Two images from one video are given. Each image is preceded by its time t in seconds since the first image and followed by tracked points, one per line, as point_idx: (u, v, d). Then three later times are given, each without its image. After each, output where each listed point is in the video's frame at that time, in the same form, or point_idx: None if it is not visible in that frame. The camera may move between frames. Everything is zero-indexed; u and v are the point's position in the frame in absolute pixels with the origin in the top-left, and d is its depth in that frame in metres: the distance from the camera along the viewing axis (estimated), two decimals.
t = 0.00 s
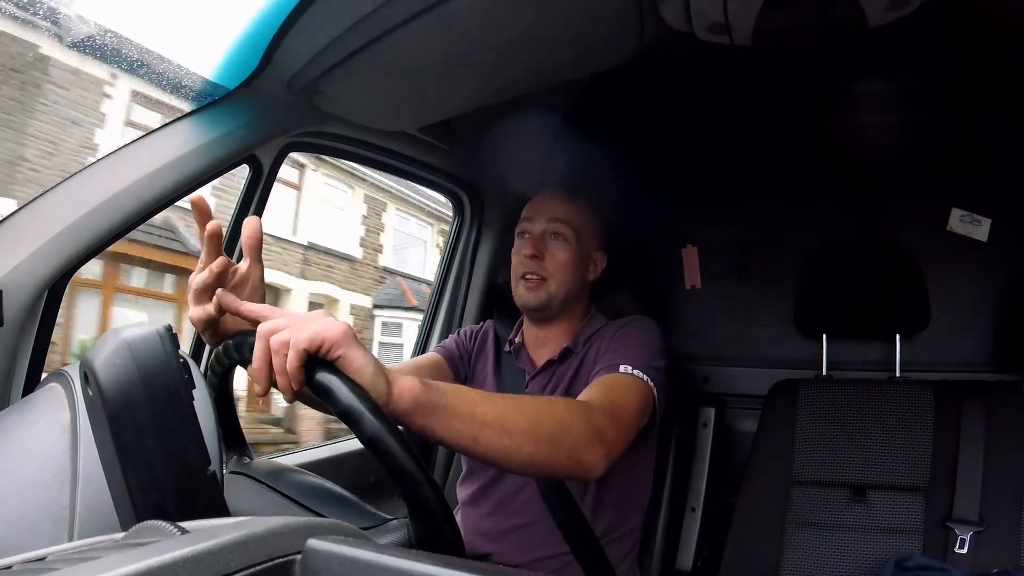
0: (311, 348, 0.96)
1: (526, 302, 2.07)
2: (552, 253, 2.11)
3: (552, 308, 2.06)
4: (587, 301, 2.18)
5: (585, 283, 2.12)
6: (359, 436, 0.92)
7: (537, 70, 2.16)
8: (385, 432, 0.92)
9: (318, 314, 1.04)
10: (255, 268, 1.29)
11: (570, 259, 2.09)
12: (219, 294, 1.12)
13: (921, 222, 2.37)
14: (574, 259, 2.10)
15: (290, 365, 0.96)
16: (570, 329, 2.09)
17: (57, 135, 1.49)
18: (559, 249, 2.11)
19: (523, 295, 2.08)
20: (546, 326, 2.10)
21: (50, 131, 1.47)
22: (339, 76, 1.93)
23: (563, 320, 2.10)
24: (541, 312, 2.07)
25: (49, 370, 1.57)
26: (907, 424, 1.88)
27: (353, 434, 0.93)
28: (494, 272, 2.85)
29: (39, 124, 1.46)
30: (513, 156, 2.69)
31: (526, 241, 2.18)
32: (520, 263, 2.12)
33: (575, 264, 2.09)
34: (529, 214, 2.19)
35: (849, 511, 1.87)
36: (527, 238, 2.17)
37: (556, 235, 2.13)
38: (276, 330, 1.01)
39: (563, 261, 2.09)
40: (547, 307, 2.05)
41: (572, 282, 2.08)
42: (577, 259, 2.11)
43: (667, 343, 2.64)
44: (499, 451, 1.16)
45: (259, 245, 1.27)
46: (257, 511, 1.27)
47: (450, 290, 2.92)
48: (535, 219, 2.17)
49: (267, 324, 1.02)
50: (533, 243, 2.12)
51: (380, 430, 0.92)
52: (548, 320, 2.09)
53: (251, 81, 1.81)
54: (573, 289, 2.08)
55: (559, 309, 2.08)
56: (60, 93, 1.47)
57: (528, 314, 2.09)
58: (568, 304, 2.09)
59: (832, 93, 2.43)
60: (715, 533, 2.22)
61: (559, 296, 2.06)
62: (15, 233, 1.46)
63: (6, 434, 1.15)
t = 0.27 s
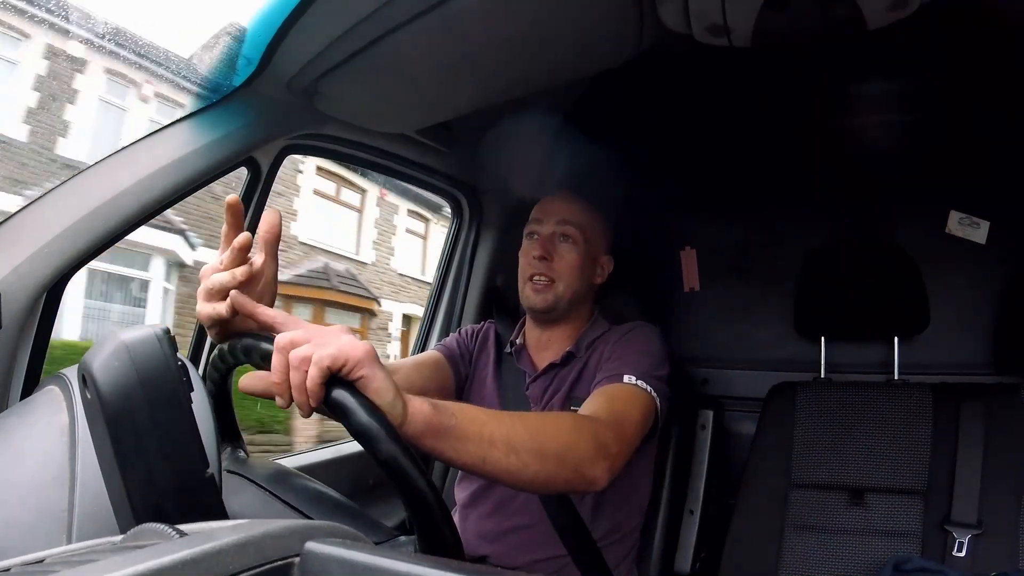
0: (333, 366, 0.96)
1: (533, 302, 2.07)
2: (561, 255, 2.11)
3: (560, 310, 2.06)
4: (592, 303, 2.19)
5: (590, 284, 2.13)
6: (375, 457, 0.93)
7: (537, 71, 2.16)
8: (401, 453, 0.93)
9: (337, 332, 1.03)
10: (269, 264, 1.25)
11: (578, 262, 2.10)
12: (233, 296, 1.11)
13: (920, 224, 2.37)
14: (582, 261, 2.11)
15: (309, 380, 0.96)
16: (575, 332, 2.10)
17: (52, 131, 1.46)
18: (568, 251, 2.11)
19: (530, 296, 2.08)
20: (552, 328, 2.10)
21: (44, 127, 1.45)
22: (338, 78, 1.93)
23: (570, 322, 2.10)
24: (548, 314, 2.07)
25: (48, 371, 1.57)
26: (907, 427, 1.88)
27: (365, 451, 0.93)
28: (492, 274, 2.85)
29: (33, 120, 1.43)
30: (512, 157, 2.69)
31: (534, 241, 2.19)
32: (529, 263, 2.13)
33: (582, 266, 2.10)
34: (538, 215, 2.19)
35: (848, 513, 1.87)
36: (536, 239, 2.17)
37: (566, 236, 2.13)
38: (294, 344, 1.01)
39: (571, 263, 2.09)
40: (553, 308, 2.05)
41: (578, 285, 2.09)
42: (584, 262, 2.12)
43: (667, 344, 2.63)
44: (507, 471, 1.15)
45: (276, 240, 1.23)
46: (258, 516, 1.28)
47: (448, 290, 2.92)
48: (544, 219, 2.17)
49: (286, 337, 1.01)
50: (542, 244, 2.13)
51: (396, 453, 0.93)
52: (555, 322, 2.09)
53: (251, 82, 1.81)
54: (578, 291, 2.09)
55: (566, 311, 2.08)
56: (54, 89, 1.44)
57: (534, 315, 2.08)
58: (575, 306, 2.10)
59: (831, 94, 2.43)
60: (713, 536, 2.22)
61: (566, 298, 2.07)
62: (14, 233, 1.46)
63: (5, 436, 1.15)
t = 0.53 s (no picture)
0: (331, 363, 0.96)
1: (532, 303, 2.07)
2: (561, 257, 2.10)
3: (559, 312, 2.07)
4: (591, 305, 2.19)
5: (590, 286, 2.14)
6: (371, 456, 0.93)
7: (535, 74, 2.16)
8: (396, 452, 0.93)
9: (336, 331, 1.03)
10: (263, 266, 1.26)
11: (578, 264, 2.10)
12: (243, 285, 1.19)
13: (918, 226, 2.38)
14: (582, 264, 2.11)
15: (305, 376, 0.96)
16: (572, 335, 2.09)
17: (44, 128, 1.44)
18: (569, 253, 2.11)
19: (530, 298, 2.08)
20: (551, 330, 2.10)
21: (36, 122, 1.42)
22: (335, 80, 1.93)
23: (569, 324, 2.10)
24: (548, 316, 2.07)
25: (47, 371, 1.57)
26: (905, 429, 1.89)
27: (362, 451, 0.94)
28: (490, 275, 2.86)
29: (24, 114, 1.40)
30: (510, 159, 2.70)
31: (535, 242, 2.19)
32: (530, 265, 2.13)
33: (582, 268, 2.11)
34: (540, 215, 2.19)
35: (845, 514, 1.87)
36: (537, 240, 2.17)
37: (567, 238, 2.13)
38: (293, 339, 1.00)
39: (571, 265, 2.09)
40: (553, 310, 2.05)
41: (577, 287, 2.09)
42: (584, 264, 2.12)
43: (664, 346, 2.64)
44: (500, 476, 1.16)
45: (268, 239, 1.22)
46: (254, 517, 1.27)
47: (446, 292, 2.92)
48: (546, 221, 2.17)
49: (284, 332, 1.00)
50: (543, 245, 2.13)
51: (390, 453, 0.93)
52: (554, 325, 2.09)
53: (249, 84, 1.81)
54: (578, 293, 2.10)
55: (566, 313, 2.08)
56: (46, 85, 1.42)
57: (534, 317, 2.09)
58: (574, 308, 2.10)
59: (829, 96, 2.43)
60: (710, 538, 2.22)
61: (566, 300, 2.07)
62: (12, 233, 1.46)
63: (2, 437, 1.15)
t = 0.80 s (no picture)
0: (331, 362, 0.97)
1: (529, 304, 2.07)
2: (555, 258, 2.11)
3: (556, 312, 2.08)
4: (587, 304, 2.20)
5: (585, 286, 2.14)
6: (370, 455, 0.93)
7: (534, 74, 2.17)
8: (395, 451, 0.93)
9: (336, 332, 1.04)
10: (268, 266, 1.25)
11: (574, 264, 2.11)
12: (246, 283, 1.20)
13: (916, 226, 2.38)
14: (576, 264, 2.11)
15: (303, 372, 0.96)
16: (568, 334, 2.09)
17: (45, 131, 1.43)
18: (563, 254, 2.11)
19: (525, 298, 2.09)
20: (547, 331, 2.10)
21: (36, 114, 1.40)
22: (334, 80, 1.93)
23: (565, 324, 2.11)
24: (543, 317, 2.08)
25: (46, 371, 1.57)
26: (904, 428, 1.89)
27: (360, 451, 0.94)
28: (489, 275, 2.86)
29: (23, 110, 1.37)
30: (509, 159, 2.69)
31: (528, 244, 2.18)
32: (524, 267, 2.13)
33: (577, 268, 2.11)
34: (533, 216, 2.19)
35: (845, 514, 1.87)
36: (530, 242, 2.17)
37: (560, 239, 2.13)
38: (294, 336, 1.01)
39: (567, 265, 2.10)
40: (549, 310, 2.06)
41: (573, 287, 2.10)
42: (579, 264, 2.13)
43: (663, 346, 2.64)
44: (500, 478, 1.16)
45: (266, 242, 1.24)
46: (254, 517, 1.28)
47: (445, 291, 2.92)
48: (539, 221, 2.16)
49: (286, 328, 1.01)
50: (536, 247, 2.12)
51: (390, 452, 0.93)
52: (549, 325, 2.10)
53: (247, 84, 1.81)
54: (574, 293, 2.10)
55: (561, 313, 2.09)
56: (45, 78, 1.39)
57: (530, 318, 2.09)
58: (570, 308, 2.11)
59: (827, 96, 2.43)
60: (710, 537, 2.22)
61: (560, 300, 2.08)
62: (12, 233, 1.46)
63: (1, 438, 1.16)
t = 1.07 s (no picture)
0: (332, 361, 0.96)
1: (530, 303, 2.07)
2: (559, 258, 2.11)
3: (557, 312, 2.08)
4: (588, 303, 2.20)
5: (587, 285, 2.15)
6: (369, 453, 0.94)
7: (534, 73, 2.16)
8: (396, 448, 0.94)
9: (341, 331, 1.04)
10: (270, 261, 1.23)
11: (576, 264, 2.11)
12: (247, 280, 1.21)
13: (915, 225, 2.38)
14: (579, 264, 2.12)
15: (305, 372, 0.95)
16: (570, 334, 2.10)
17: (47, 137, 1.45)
18: (565, 254, 2.11)
19: (528, 298, 2.09)
20: (548, 330, 2.11)
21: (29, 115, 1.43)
22: (334, 78, 1.93)
23: (567, 324, 2.11)
24: (545, 317, 2.08)
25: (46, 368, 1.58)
26: (904, 427, 1.89)
27: (360, 449, 0.94)
28: (489, 274, 2.86)
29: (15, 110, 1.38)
30: (509, 158, 2.70)
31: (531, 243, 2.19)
32: (526, 266, 2.13)
33: (580, 269, 2.11)
34: (536, 215, 2.19)
35: (844, 513, 1.88)
36: (533, 241, 2.17)
37: (564, 239, 2.13)
38: (298, 335, 1.01)
39: (569, 265, 2.10)
40: (551, 310, 2.06)
41: (575, 287, 2.10)
42: (581, 264, 2.13)
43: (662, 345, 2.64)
44: (501, 476, 1.16)
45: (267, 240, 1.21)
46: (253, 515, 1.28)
47: (445, 290, 2.93)
48: (542, 221, 2.17)
49: (289, 327, 1.01)
50: (539, 247, 2.13)
51: (390, 449, 0.94)
52: (551, 325, 2.10)
53: (247, 83, 1.80)
54: (575, 293, 2.10)
55: (563, 313, 2.09)
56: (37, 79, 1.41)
57: (532, 317, 2.09)
58: (571, 308, 2.11)
59: (826, 95, 2.43)
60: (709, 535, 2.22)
61: (563, 300, 2.08)
62: (12, 232, 1.46)
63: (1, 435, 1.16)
